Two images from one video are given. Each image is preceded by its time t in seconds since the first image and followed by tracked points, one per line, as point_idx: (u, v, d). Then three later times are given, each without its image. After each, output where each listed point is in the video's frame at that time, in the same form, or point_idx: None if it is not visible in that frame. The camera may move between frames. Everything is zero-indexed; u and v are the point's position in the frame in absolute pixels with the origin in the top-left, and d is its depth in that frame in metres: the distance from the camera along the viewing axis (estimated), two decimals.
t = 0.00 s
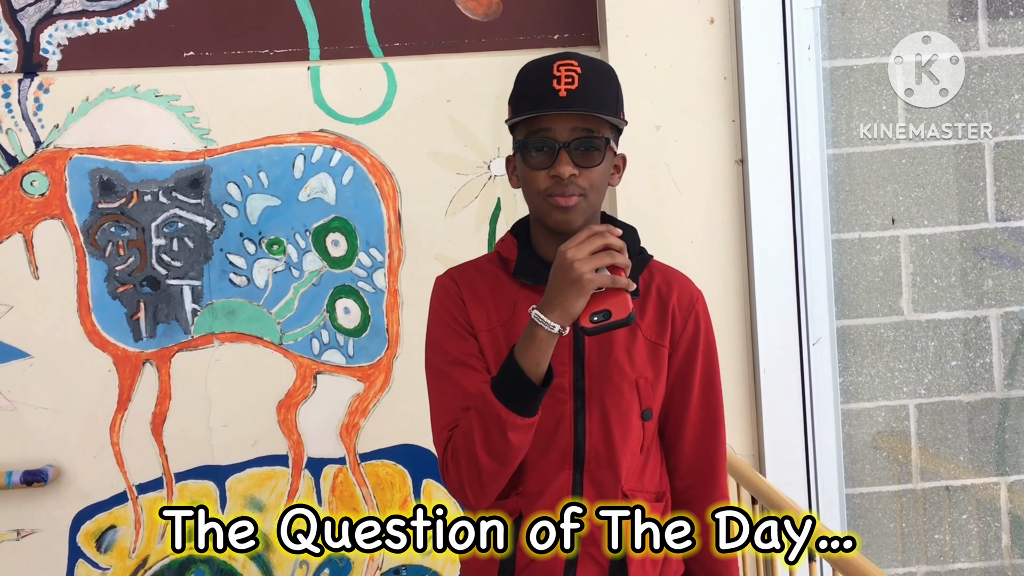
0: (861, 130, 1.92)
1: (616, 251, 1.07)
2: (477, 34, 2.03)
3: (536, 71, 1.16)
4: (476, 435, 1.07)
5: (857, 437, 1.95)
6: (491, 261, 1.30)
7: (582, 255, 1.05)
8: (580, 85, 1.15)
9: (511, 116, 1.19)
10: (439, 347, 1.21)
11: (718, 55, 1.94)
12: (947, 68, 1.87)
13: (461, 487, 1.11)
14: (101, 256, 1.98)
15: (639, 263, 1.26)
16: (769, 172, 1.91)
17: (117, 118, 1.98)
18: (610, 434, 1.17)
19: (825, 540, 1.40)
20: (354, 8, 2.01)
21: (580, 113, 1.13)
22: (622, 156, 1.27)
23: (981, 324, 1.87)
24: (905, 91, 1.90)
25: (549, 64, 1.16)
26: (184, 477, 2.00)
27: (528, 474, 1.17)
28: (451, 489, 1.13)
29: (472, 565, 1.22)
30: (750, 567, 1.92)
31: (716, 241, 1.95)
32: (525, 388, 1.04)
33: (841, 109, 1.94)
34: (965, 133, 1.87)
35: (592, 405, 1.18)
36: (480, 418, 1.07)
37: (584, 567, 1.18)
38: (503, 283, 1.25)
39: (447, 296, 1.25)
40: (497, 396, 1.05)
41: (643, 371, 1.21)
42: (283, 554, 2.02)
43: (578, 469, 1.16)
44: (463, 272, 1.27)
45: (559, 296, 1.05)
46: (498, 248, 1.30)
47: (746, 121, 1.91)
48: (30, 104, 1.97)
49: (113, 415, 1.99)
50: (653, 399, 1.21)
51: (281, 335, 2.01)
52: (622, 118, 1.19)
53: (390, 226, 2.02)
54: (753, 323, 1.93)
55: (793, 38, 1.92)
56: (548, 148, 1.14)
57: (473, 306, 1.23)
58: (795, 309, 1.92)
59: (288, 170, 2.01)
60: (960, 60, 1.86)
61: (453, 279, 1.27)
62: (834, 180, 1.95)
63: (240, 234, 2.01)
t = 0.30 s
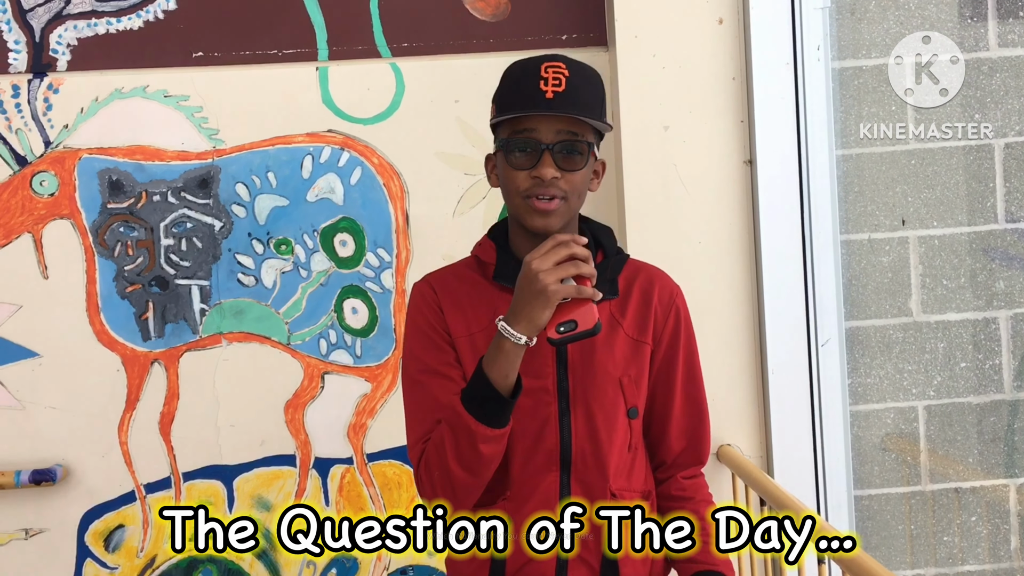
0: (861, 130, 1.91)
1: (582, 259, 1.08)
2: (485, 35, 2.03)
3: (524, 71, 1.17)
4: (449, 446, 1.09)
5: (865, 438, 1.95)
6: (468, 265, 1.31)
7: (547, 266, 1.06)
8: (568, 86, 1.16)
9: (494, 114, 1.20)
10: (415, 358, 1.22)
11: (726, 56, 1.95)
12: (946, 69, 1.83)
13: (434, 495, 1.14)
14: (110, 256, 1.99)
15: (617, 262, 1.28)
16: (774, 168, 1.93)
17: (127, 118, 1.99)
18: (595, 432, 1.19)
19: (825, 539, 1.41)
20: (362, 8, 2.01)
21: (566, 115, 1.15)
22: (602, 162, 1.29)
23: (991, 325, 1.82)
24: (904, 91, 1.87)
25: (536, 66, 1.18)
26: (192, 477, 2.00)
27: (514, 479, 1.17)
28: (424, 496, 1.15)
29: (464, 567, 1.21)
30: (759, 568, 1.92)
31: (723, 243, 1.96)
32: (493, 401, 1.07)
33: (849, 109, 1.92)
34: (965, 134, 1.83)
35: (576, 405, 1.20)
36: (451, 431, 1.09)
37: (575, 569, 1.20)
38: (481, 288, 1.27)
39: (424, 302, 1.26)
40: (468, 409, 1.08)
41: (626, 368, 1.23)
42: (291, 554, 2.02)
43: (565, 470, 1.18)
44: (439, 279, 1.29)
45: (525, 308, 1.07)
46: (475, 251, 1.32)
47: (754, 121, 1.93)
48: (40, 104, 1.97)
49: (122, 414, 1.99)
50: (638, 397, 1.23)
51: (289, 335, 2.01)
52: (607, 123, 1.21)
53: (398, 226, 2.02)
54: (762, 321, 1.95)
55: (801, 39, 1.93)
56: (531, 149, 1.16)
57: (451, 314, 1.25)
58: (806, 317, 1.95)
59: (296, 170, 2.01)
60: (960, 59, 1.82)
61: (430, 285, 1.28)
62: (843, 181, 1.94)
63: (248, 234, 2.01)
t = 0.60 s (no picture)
0: (861, 130, 1.90)
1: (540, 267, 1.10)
2: (491, 35, 2.03)
3: (506, 75, 1.18)
4: (419, 456, 1.11)
5: (873, 438, 1.93)
6: (448, 271, 1.32)
7: (504, 275, 1.08)
8: (551, 91, 1.17)
9: (476, 116, 1.20)
10: (392, 367, 1.23)
11: (734, 55, 1.95)
12: (947, 68, 1.81)
13: (411, 504, 1.16)
14: (116, 256, 1.99)
15: (596, 262, 1.31)
16: (781, 168, 1.93)
17: (133, 119, 1.99)
18: (580, 435, 1.21)
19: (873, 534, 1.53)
20: (368, 8, 2.01)
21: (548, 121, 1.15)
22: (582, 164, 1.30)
23: (999, 325, 1.77)
24: (905, 91, 1.85)
25: (518, 71, 1.18)
26: (199, 477, 2.00)
27: (500, 483, 1.19)
28: (402, 506, 1.17)
29: (448, 569, 1.25)
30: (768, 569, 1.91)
31: (731, 244, 1.96)
32: (459, 411, 1.08)
33: (857, 108, 1.90)
34: (965, 134, 1.79)
35: (560, 407, 1.22)
36: (421, 443, 1.11)
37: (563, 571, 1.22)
38: (460, 294, 1.28)
39: (402, 311, 1.27)
40: (434, 420, 1.09)
41: (609, 368, 1.25)
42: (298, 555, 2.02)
43: (550, 474, 1.19)
44: (416, 285, 1.30)
45: (484, 318, 1.08)
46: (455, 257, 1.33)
47: (762, 121, 1.92)
48: (46, 105, 1.97)
49: (129, 415, 2.00)
50: (622, 395, 1.25)
51: (295, 335, 2.01)
52: (587, 127, 1.22)
53: (404, 227, 2.02)
54: (769, 321, 1.96)
55: (810, 40, 1.93)
56: (513, 153, 1.16)
57: (427, 320, 1.26)
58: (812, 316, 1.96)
59: (302, 171, 2.01)
60: (960, 60, 1.79)
61: (409, 293, 1.29)
62: (851, 181, 1.93)
63: (254, 235, 2.01)
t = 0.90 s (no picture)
0: (861, 130, 1.90)
1: (538, 270, 1.09)
2: (492, 36, 2.03)
3: (473, 85, 1.18)
4: (424, 465, 1.10)
5: (875, 439, 1.93)
6: (427, 275, 1.32)
7: (504, 280, 1.07)
8: (518, 96, 1.16)
9: (447, 127, 1.20)
10: (381, 377, 1.22)
11: (735, 56, 1.95)
12: (946, 68, 1.81)
13: (415, 511, 1.15)
14: (118, 258, 1.99)
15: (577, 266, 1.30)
16: (783, 169, 1.93)
17: (134, 120, 1.99)
18: (566, 437, 1.21)
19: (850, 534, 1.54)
20: (370, 9, 2.01)
21: (517, 127, 1.15)
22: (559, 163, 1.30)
23: (1002, 326, 1.80)
24: (905, 91, 1.86)
25: (485, 77, 1.18)
26: (200, 478, 2.00)
27: (486, 488, 1.20)
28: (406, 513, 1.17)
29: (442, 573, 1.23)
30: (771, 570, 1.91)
31: (733, 245, 1.96)
32: (463, 418, 1.08)
33: (858, 109, 1.90)
34: (965, 134, 1.81)
35: (545, 411, 1.23)
36: (425, 451, 1.10)
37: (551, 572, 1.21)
38: (443, 298, 1.28)
39: (385, 318, 1.26)
40: (438, 427, 1.09)
41: (591, 372, 1.27)
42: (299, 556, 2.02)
43: (537, 476, 1.20)
44: (397, 292, 1.29)
45: (485, 323, 1.08)
46: (433, 260, 1.32)
47: (763, 122, 1.92)
48: (48, 107, 1.97)
49: (130, 416, 2.00)
50: (605, 398, 1.27)
51: (297, 337, 2.01)
52: (558, 128, 1.22)
53: (405, 228, 2.02)
54: (771, 322, 1.95)
55: (810, 39, 1.92)
56: (487, 162, 1.16)
57: (412, 327, 1.25)
58: (813, 316, 1.95)
59: (304, 172, 2.01)
60: (960, 60, 1.80)
61: (390, 299, 1.28)
62: (852, 182, 1.92)
63: (256, 236, 2.01)
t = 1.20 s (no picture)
0: (861, 130, 1.90)
1: (532, 267, 1.11)
2: (492, 37, 2.03)
3: (450, 85, 1.18)
4: (413, 462, 1.09)
5: (873, 441, 1.92)
6: (402, 277, 1.33)
7: (500, 275, 1.08)
8: (495, 97, 1.18)
9: (424, 129, 1.21)
10: (360, 377, 1.21)
11: (736, 58, 1.95)
12: (946, 68, 1.82)
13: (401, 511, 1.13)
14: (118, 258, 1.99)
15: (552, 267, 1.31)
16: (783, 172, 1.93)
17: (134, 120, 1.99)
18: (546, 437, 1.22)
19: (844, 534, 1.55)
20: (370, 10, 2.01)
21: (495, 127, 1.17)
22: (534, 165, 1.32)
23: (1001, 328, 1.81)
24: (905, 91, 1.86)
25: (462, 77, 1.19)
26: (199, 478, 2.00)
27: (470, 489, 1.20)
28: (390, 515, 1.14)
29: None
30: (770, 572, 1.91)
31: (732, 246, 1.96)
32: (455, 414, 1.07)
33: (857, 112, 1.90)
34: (965, 134, 1.82)
35: (524, 413, 1.23)
36: (414, 447, 1.09)
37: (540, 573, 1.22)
38: (421, 299, 1.29)
39: (363, 317, 1.25)
40: (428, 423, 1.08)
41: (568, 371, 1.28)
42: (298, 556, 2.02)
43: (518, 476, 1.21)
44: (375, 293, 1.29)
45: (481, 318, 1.09)
46: (408, 261, 1.33)
47: (763, 123, 1.92)
48: (48, 106, 1.97)
49: (129, 416, 2.00)
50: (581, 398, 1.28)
51: (297, 337, 2.01)
52: (534, 127, 1.24)
53: (405, 228, 2.03)
54: (770, 327, 1.95)
55: (809, 42, 1.92)
56: (466, 162, 1.18)
57: (392, 328, 1.25)
58: (811, 321, 1.94)
59: (304, 172, 2.01)
60: (961, 59, 1.81)
61: (367, 300, 1.27)
62: (851, 185, 1.92)
63: (256, 236, 2.01)
